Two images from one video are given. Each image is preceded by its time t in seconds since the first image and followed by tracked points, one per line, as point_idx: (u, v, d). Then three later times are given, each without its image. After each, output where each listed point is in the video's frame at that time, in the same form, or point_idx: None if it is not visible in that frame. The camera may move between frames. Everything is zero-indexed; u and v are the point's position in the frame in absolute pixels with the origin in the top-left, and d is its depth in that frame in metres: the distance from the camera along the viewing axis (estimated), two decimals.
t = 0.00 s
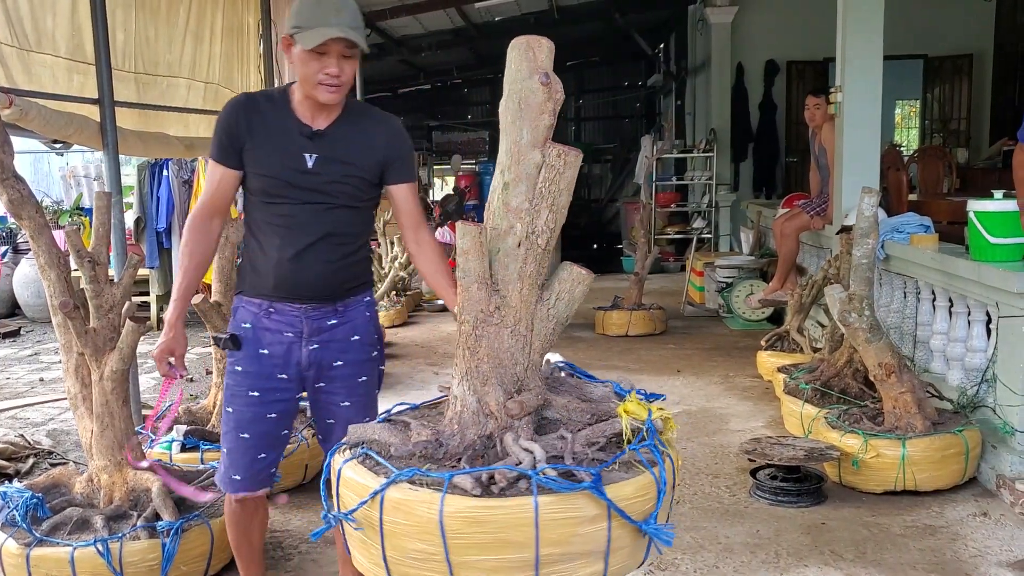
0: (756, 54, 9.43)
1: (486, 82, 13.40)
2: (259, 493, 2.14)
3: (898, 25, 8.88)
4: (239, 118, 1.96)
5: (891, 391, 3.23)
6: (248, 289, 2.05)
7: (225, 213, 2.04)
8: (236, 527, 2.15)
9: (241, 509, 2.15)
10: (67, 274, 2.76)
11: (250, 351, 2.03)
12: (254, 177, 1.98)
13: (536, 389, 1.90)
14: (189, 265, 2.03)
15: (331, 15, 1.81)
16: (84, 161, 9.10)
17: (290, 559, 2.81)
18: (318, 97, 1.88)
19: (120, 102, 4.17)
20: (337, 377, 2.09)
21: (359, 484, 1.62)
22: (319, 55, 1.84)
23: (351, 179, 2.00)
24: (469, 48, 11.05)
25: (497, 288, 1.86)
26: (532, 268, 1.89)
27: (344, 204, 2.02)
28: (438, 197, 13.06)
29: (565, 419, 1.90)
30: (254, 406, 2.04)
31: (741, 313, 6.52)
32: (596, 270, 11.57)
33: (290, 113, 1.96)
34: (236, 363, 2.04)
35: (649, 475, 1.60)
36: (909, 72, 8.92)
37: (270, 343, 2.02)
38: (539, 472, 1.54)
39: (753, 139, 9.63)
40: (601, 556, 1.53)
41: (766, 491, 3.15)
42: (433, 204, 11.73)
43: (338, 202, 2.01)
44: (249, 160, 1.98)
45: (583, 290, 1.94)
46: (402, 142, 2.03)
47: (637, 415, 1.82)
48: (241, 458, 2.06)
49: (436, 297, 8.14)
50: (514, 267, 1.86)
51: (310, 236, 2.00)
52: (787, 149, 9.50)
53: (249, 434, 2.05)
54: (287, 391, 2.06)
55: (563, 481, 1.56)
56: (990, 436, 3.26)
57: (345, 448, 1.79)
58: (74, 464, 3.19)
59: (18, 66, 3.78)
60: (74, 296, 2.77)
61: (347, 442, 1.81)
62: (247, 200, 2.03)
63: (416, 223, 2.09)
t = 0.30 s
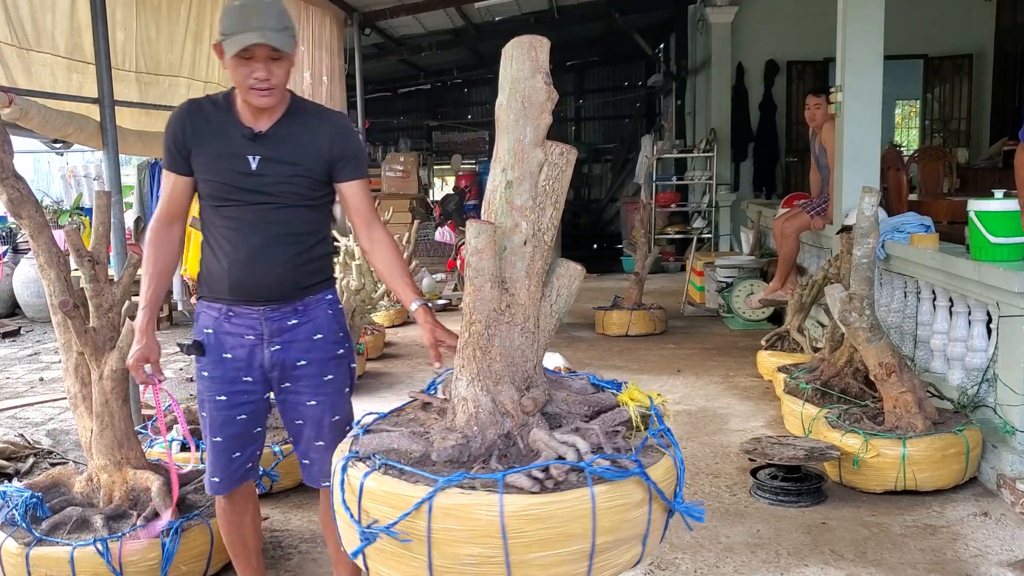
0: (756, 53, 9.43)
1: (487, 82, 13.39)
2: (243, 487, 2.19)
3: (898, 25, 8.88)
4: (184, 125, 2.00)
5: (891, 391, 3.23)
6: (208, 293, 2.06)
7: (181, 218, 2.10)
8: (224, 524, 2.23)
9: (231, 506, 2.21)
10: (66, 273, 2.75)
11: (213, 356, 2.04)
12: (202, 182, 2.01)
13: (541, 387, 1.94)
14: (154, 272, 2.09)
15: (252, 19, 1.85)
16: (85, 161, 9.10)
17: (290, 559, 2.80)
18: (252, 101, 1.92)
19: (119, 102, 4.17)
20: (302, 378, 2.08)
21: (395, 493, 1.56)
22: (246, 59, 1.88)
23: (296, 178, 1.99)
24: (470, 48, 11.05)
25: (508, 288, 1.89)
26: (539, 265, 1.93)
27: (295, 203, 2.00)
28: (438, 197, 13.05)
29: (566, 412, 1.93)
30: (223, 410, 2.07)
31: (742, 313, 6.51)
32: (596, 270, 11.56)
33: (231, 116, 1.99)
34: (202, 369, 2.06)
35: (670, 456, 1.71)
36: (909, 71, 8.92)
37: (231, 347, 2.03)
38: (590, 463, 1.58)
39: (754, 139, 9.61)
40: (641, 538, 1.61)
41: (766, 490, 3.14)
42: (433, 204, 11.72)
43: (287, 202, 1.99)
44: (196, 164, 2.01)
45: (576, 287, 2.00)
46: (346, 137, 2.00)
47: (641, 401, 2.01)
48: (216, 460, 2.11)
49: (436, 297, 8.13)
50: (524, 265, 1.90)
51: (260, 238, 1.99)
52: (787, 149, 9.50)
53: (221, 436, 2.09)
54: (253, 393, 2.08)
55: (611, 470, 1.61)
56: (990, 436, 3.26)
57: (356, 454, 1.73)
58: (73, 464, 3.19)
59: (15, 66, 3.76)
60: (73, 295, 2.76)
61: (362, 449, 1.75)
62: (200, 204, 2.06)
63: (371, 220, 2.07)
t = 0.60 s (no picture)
0: (755, 55, 9.44)
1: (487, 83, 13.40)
2: (233, 486, 2.21)
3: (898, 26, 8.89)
4: (150, 133, 2.04)
5: (891, 392, 3.23)
6: (187, 296, 2.10)
7: (147, 223, 2.14)
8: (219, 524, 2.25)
9: (224, 503, 2.22)
10: (67, 275, 2.75)
11: (196, 360, 2.08)
12: (169, 187, 2.06)
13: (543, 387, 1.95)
14: (119, 277, 2.14)
15: (211, 24, 1.89)
16: (85, 162, 9.11)
17: (290, 560, 2.80)
18: (215, 106, 1.95)
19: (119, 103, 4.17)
20: (283, 377, 2.11)
21: (460, 504, 1.49)
22: (207, 64, 1.92)
23: (260, 179, 2.03)
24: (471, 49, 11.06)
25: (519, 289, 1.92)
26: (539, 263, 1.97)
27: (264, 203, 2.05)
28: (438, 198, 13.05)
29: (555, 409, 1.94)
30: (208, 412, 2.10)
31: (742, 314, 6.52)
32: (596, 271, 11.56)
33: (196, 121, 2.03)
34: (185, 372, 2.10)
35: (671, 439, 1.86)
36: (908, 73, 8.93)
37: (212, 349, 2.07)
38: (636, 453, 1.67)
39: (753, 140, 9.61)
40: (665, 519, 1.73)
41: (766, 492, 3.14)
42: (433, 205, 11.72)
43: (254, 202, 2.04)
44: (163, 170, 2.06)
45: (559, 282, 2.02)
46: (307, 135, 2.04)
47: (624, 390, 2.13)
48: (204, 461, 2.12)
49: (436, 298, 8.14)
50: (529, 264, 1.93)
51: (230, 240, 2.04)
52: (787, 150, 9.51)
53: (208, 437, 2.11)
54: (236, 394, 2.11)
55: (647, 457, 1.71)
56: (990, 437, 3.26)
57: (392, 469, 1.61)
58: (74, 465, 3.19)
59: (15, 67, 3.74)
60: (74, 297, 2.77)
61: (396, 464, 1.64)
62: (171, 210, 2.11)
63: (333, 218, 2.10)
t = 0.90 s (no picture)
0: (755, 56, 9.44)
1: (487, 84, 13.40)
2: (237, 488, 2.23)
3: (898, 27, 8.90)
4: (138, 140, 2.07)
5: (891, 395, 3.23)
6: (186, 301, 2.13)
7: (138, 231, 2.17)
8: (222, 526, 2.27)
9: (227, 507, 2.24)
10: (69, 278, 2.76)
11: (198, 364, 2.11)
12: (159, 195, 2.09)
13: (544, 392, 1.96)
14: (111, 283, 2.18)
15: (211, 35, 1.92)
16: (87, 164, 9.12)
17: (292, 563, 2.81)
18: (212, 115, 1.97)
19: (120, 106, 4.18)
20: (285, 377, 2.13)
21: (538, 507, 1.49)
22: (205, 73, 1.93)
23: (250, 185, 2.05)
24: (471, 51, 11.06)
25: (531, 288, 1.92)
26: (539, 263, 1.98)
27: (254, 207, 2.07)
28: (438, 199, 13.04)
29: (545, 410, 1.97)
30: (211, 415, 2.12)
31: (742, 316, 6.53)
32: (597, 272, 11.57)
33: (184, 128, 2.05)
34: (187, 377, 2.13)
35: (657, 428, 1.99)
36: (908, 74, 8.94)
37: (213, 353, 2.10)
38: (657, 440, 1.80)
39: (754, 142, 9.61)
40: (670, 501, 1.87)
41: (767, 494, 3.15)
42: (432, 206, 11.72)
43: (243, 207, 2.06)
44: (152, 177, 2.09)
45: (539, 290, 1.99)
46: (295, 140, 2.06)
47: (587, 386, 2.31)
48: (208, 464, 2.15)
49: (437, 300, 8.14)
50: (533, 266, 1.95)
51: (224, 245, 2.06)
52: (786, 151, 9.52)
53: (211, 440, 2.14)
54: (238, 397, 2.13)
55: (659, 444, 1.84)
56: (990, 439, 3.27)
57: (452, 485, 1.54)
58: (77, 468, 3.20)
59: (18, 71, 3.75)
60: (76, 301, 2.77)
61: (457, 478, 1.59)
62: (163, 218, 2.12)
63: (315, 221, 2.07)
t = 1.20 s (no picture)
0: (755, 56, 9.44)
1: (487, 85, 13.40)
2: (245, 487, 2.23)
3: (898, 28, 8.91)
4: (154, 141, 2.07)
5: (892, 395, 3.24)
6: (200, 301, 2.13)
7: (152, 231, 2.17)
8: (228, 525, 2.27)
9: (233, 507, 2.24)
10: (72, 279, 2.76)
11: (211, 363, 2.11)
12: (175, 195, 2.09)
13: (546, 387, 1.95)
14: (124, 284, 2.18)
15: (236, 38, 1.95)
16: (87, 164, 9.12)
17: (294, 563, 2.82)
18: (232, 115, 1.98)
19: (121, 107, 4.18)
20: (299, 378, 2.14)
21: (610, 497, 1.54)
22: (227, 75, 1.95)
23: (268, 184, 2.06)
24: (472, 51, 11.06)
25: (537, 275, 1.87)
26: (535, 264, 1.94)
27: (271, 207, 2.07)
28: (439, 199, 13.04)
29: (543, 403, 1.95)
30: (224, 415, 2.13)
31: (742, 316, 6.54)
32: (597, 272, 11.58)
33: (201, 128, 2.06)
34: (200, 375, 2.12)
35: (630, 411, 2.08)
36: (908, 74, 8.94)
37: (227, 353, 2.10)
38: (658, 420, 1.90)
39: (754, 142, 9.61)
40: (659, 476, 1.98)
41: (768, 495, 3.15)
42: (432, 206, 11.73)
43: (261, 207, 2.06)
44: (168, 178, 2.09)
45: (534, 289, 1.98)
46: (313, 140, 2.07)
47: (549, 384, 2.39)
48: (219, 463, 2.15)
49: (438, 300, 8.15)
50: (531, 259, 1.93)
51: (240, 245, 2.07)
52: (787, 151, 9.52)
53: (222, 439, 2.14)
54: (251, 396, 2.14)
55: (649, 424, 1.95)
56: (991, 440, 3.27)
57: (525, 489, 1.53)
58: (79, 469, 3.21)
59: (20, 72, 3.75)
60: (78, 302, 2.77)
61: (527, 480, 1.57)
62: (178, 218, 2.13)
63: (345, 218, 2.11)
